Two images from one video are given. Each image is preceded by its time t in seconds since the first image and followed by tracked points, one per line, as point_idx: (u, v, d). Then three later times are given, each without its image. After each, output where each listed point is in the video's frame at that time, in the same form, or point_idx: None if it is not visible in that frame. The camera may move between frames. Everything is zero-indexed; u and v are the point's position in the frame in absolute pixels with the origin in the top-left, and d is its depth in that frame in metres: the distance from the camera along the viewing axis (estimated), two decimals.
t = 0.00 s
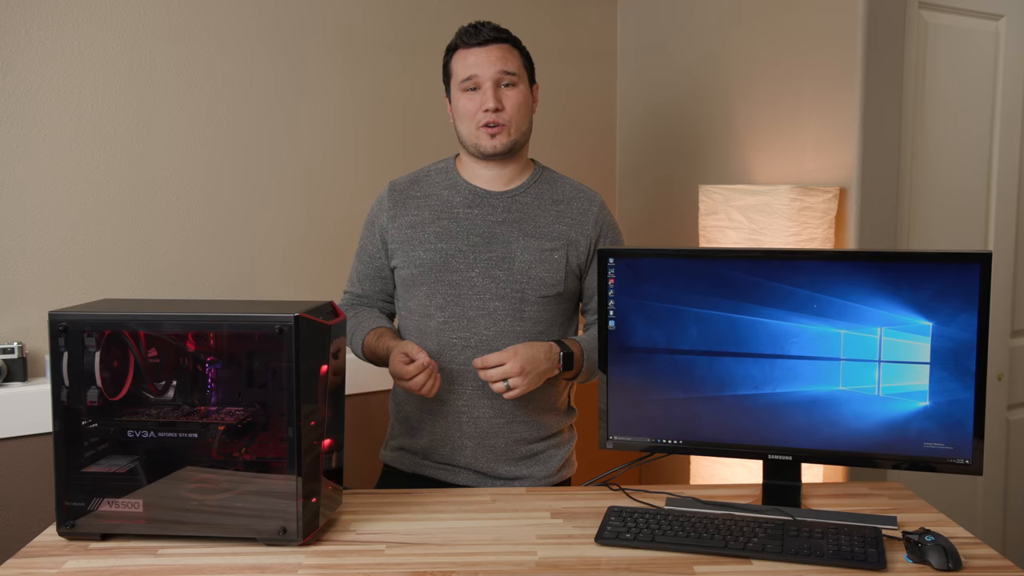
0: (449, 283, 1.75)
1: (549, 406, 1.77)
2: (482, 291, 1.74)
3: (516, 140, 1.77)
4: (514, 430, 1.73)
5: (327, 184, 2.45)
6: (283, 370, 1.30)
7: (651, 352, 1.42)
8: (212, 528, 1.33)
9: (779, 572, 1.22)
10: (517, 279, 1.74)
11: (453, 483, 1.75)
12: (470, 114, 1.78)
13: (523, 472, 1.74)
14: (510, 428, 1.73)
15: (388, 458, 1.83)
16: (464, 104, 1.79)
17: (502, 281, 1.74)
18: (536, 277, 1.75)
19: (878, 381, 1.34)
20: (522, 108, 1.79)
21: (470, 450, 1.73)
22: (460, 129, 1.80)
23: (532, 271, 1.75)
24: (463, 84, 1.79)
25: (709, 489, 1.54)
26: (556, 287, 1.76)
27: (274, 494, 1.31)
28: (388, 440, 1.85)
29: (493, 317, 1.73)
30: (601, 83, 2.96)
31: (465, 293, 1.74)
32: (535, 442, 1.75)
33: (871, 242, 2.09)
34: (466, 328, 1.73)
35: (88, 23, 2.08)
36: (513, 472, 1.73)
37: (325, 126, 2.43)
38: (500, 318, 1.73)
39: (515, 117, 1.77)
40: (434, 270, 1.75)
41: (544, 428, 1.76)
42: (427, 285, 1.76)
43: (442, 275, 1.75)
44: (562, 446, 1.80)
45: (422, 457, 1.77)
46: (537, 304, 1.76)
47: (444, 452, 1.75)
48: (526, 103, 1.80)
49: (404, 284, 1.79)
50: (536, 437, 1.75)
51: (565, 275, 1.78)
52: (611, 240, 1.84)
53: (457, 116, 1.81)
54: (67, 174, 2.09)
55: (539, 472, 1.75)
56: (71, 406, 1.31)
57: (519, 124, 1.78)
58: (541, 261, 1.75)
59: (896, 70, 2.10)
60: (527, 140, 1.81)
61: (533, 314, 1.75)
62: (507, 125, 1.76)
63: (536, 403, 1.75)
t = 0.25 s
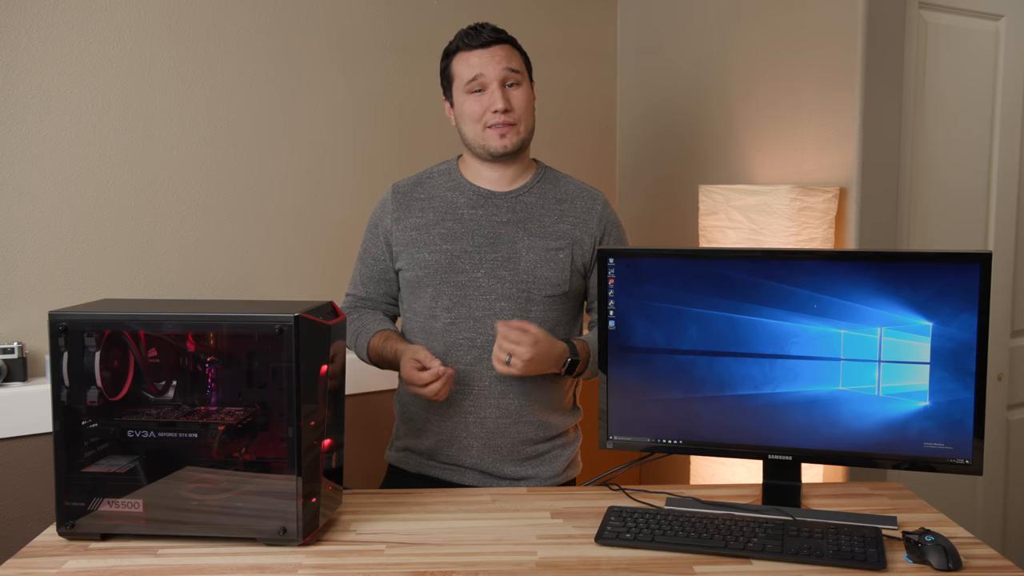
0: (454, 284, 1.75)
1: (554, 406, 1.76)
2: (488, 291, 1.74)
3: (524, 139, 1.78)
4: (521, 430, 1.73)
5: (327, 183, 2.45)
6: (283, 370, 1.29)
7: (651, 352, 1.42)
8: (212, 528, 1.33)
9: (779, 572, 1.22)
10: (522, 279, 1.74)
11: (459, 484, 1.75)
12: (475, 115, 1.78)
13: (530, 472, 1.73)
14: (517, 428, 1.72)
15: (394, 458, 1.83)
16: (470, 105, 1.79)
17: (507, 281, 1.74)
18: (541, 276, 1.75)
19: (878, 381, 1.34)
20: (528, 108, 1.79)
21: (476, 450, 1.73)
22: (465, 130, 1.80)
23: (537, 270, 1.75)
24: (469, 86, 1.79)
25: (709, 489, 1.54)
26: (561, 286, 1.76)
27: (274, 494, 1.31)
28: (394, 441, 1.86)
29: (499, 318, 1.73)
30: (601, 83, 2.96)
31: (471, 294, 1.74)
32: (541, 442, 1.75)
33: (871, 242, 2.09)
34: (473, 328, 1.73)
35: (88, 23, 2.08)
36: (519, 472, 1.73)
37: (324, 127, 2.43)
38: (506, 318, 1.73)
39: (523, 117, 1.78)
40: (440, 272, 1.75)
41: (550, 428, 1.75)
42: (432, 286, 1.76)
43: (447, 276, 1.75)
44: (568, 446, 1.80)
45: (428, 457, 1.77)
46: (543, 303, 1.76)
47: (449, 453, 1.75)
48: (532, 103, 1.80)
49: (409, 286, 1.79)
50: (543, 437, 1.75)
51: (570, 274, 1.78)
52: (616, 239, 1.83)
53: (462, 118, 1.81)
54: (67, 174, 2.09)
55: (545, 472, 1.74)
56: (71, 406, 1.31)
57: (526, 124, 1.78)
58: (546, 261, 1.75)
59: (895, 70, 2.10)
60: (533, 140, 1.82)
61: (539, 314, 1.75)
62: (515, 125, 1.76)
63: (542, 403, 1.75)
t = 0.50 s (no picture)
0: (459, 284, 1.75)
1: (559, 406, 1.76)
2: (493, 292, 1.74)
3: (526, 140, 1.78)
4: (527, 430, 1.73)
5: (327, 183, 2.45)
6: (283, 370, 1.30)
7: (651, 352, 1.42)
8: (212, 528, 1.33)
9: (779, 572, 1.22)
10: (527, 280, 1.75)
11: (464, 484, 1.75)
12: (476, 116, 1.78)
13: (535, 472, 1.73)
14: (523, 428, 1.72)
15: (399, 460, 1.83)
16: (470, 106, 1.79)
17: (512, 281, 1.74)
18: (546, 276, 1.75)
19: (878, 381, 1.34)
20: (529, 108, 1.79)
21: (482, 451, 1.73)
22: (466, 131, 1.80)
23: (542, 270, 1.75)
24: (468, 86, 1.79)
25: (709, 489, 1.54)
26: (566, 286, 1.77)
27: (274, 494, 1.31)
28: (398, 441, 1.86)
29: (505, 318, 1.73)
30: (601, 83, 2.96)
31: (476, 295, 1.74)
32: (547, 442, 1.75)
33: (871, 242, 2.09)
34: (478, 328, 1.73)
35: (88, 23, 2.08)
36: (525, 472, 1.73)
37: (324, 127, 2.43)
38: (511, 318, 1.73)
39: (523, 117, 1.77)
40: (445, 272, 1.75)
41: (555, 428, 1.75)
42: (438, 287, 1.76)
43: (452, 277, 1.75)
44: (573, 446, 1.80)
45: (434, 458, 1.77)
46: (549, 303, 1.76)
47: (455, 453, 1.75)
48: (532, 103, 1.80)
49: (414, 287, 1.79)
50: (548, 437, 1.75)
51: (575, 274, 1.78)
52: (618, 238, 1.84)
53: (463, 119, 1.81)
54: (67, 174, 2.09)
55: (550, 472, 1.74)
56: (71, 406, 1.31)
57: (527, 124, 1.78)
58: (551, 261, 1.76)
59: (895, 70, 2.10)
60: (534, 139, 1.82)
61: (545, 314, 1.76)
62: (516, 126, 1.76)
63: (548, 402, 1.75)
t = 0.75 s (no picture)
0: (463, 284, 1.75)
1: (563, 405, 1.76)
2: (497, 291, 1.74)
3: (520, 137, 1.78)
4: (531, 429, 1.73)
5: (327, 183, 2.45)
6: (283, 370, 1.30)
7: (651, 352, 1.42)
8: (212, 528, 1.33)
9: (779, 572, 1.22)
10: (531, 278, 1.75)
11: (468, 484, 1.75)
12: (472, 114, 1.79)
13: (539, 472, 1.73)
14: (527, 428, 1.72)
15: (402, 459, 1.83)
16: (467, 104, 1.79)
17: (516, 280, 1.74)
18: (550, 274, 1.75)
19: (878, 381, 1.34)
20: (524, 105, 1.79)
21: (487, 450, 1.73)
22: (463, 129, 1.80)
23: (546, 268, 1.75)
24: (465, 84, 1.80)
25: (709, 489, 1.54)
26: (570, 283, 1.77)
27: (274, 494, 1.31)
28: (401, 441, 1.86)
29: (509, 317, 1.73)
30: (601, 82, 2.96)
31: (480, 294, 1.74)
32: (551, 442, 1.75)
33: (871, 242, 2.09)
34: (483, 327, 1.73)
35: (88, 23, 2.08)
36: (529, 472, 1.73)
37: (325, 127, 2.43)
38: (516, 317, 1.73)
39: (519, 116, 1.78)
40: (449, 272, 1.75)
41: (559, 427, 1.75)
42: (442, 286, 1.76)
43: (456, 276, 1.75)
44: (577, 447, 1.80)
45: (437, 457, 1.77)
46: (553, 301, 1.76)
47: (459, 452, 1.75)
48: (529, 100, 1.80)
49: (417, 287, 1.79)
50: (552, 437, 1.75)
51: (578, 272, 1.78)
52: (621, 236, 1.84)
53: (461, 116, 1.82)
54: (66, 174, 2.09)
55: (554, 472, 1.74)
56: (71, 406, 1.31)
57: (522, 122, 1.78)
58: (555, 259, 1.76)
59: (896, 70, 2.10)
60: (531, 137, 1.81)
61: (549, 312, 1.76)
62: (510, 123, 1.76)
63: (552, 401, 1.75)
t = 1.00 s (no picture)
0: (463, 285, 1.74)
1: (565, 405, 1.76)
2: (497, 291, 1.74)
3: (527, 143, 1.78)
4: (533, 429, 1.73)
5: (327, 183, 2.45)
6: (283, 370, 1.30)
7: (651, 352, 1.42)
8: (212, 528, 1.33)
9: (779, 572, 1.22)
10: (531, 278, 1.74)
11: (470, 484, 1.74)
12: (482, 112, 1.78)
13: (542, 472, 1.73)
14: (530, 427, 1.73)
15: (404, 459, 1.83)
16: (479, 102, 1.78)
17: (516, 280, 1.74)
18: (549, 274, 1.75)
19: (878, 381, 1.34)
20: (535, 112, 1.80)
21: (489, 450, 1.73)
22: (471, 126, 1.80)
23: (545, 268, 1.75)
24: (480, 81, 1.79)
25: (709, 489, 1.54)
26: (570, 283, 1.77)
27: (274, 494, 1.31)
28: (403, 442, 1.86)
29: (509, 317, 1.73)
30: (601, 83, 2.96)
31: (480, 294, 1.74)
32: (553, 442, 1.75)
33: (871, 242, 2.09)
34: (483, 328, 1.73)
35: (88, 23, 2.08)
36: (531, 472, 1.73)
37: (324, 127, 2.43)
38: (516, 317, 1.73)
39: (529, 121, 1.78)
40: (448, 273, 1.75)
41: (561, 427, 1.76)
42: (442, 288, 1.76)
43: (456, 277, 1.75)
44: (578, 447, 1.80)
45: (440, 457, 1.77)
46: (553, 301, 1.76)
47: (462, 452, 1.75)
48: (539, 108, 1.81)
49: (417, 289, 1.79)
50: (554, 437, 1.75)
51: (578, 271, 1.78)
52: (621, 236, 1.84)
53: (470, 113, 1.81)
54: (66, 174, 2.09)
55: (556, 472, 1.74)
56: (71, 406, 1.31)
57: (531, 128, 1.79)
58: (554, 258, 1.76)
59: (896, 70, 2.10)
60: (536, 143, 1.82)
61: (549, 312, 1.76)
62: (519, 127, 1.77)
63: (554, 401, 1.75)
